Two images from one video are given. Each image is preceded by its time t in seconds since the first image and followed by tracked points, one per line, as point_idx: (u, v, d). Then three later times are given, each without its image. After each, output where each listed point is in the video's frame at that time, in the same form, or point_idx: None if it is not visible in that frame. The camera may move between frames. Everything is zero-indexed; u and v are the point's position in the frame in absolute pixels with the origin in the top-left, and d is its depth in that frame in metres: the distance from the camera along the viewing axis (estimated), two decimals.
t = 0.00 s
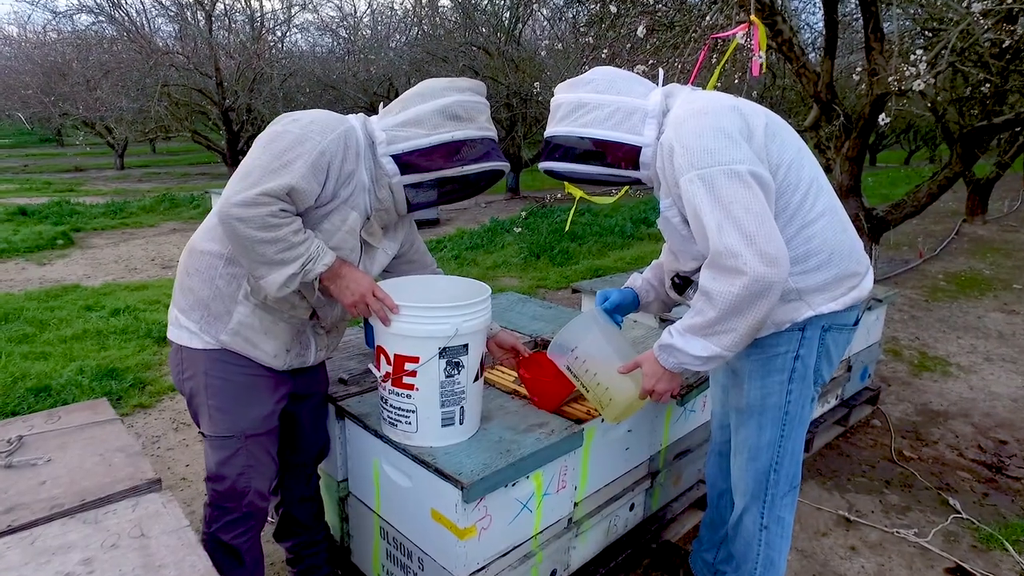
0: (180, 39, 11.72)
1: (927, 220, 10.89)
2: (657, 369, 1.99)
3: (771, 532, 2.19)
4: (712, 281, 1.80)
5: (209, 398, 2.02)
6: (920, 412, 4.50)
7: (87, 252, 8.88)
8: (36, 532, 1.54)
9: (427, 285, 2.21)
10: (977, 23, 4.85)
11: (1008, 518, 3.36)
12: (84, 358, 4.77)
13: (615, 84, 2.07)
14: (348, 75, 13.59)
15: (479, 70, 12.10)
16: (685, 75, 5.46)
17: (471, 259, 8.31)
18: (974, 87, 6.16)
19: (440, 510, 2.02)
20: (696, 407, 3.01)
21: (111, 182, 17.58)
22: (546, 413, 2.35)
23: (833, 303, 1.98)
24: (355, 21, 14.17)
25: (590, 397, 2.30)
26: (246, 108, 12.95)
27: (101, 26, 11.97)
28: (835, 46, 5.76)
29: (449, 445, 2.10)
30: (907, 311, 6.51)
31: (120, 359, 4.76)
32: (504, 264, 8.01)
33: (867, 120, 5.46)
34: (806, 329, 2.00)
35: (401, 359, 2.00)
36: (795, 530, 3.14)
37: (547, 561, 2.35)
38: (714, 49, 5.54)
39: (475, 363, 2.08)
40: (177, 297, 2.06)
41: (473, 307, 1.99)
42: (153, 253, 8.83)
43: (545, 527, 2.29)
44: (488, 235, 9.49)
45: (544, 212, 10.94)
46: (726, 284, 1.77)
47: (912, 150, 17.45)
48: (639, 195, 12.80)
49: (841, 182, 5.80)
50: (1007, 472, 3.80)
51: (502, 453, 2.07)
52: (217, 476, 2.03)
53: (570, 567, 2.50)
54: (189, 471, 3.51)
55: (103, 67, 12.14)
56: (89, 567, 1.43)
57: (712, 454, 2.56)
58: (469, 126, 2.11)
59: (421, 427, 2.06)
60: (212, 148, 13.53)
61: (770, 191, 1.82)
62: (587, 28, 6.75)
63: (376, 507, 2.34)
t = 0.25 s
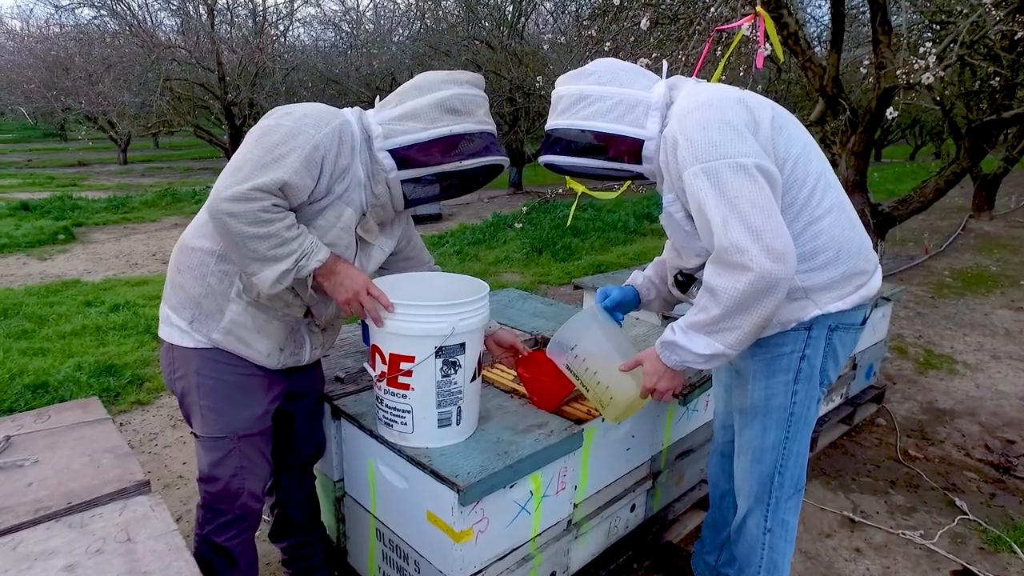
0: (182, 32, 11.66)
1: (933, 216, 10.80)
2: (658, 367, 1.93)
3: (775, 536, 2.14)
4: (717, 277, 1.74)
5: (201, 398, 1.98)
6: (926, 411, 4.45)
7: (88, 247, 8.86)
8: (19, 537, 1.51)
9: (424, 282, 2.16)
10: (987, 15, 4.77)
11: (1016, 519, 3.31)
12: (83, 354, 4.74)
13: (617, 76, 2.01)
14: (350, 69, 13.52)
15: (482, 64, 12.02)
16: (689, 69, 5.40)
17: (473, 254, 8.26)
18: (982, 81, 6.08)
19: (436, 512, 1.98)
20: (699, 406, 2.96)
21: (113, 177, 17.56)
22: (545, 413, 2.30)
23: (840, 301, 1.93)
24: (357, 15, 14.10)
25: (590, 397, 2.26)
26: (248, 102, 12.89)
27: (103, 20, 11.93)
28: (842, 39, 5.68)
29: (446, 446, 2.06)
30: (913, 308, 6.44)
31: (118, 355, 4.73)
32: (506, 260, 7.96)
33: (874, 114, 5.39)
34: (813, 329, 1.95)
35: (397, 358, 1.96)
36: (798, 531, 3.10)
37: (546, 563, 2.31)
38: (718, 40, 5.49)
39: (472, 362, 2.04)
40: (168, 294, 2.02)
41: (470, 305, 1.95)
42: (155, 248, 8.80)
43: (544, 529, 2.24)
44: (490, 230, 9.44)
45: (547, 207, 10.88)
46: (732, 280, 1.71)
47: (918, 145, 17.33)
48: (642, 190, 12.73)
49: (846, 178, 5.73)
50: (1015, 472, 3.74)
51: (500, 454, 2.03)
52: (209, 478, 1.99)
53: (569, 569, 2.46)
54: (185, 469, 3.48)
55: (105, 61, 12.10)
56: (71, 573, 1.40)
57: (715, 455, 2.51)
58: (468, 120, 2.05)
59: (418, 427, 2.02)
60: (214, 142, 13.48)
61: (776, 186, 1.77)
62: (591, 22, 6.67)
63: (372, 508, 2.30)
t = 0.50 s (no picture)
0: (181, 27, 11.60)
1: (937, 212, 10.73)
2: (658, 365, 1.89)
3: (776, 538, 2.11)
4: (718, 274, 1.70)
5: (192, 398, 1.95)
6: (929, 409, 4.41)
7: (87, 243, 8.83)
8: (7, 540, 1.73)
9: (419, 280, 2.13)
10: (993, 9, 4.71)
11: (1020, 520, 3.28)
12: (80, 351, 4.71)
13: (617, 70, 1.97)
14: (350, 64, 13.45)
15: (484, 59, 11.96)
16: (691, 63, 5.34)
17: (473, 250, 8.22)
18: (988, 75, 6.02)
19: (430, 515, 1.95)
20: (699, 405, 2.93)
21: (114, 172, 17.53)
22: (542, 413, 2.27)
23: (844, 300, 1.88)
24: (358, 9, 14.03)
25: (588, 396, 2.22)
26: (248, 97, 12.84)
27: (103, 15, 11.87)
28: (845, 33, 5.62)
29: (441, 447, 2.03)
30: (916, 305, 6.40)
31: (115, 352, 4.70)
32: (507, 256, 7.92)
33: (878, 109, 5.34)
34: (816, 329, 1.90)
35: (390, 358, 1.93)
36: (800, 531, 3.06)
37: (543, 565, 2.28)
38: (720, 35, 5.46)
39: (468, 362, 2.00)
40: (158, 292, 1.98)
41: (465, 304, 1.91)
42: (154, 244, 8.77)
43: (541, 531, 2.21)
44: (491, 226, 9.39)
45: (548, 203, 10.83)
46: (733, 277, 1.67)
47: (921, 141, 17.23)
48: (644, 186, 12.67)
49: (849, 174, 5.68)
50: (1019, 472, 3.71)
51: (496, 456, 1.99)
52: (200, 479, 1.96)
53: (567, 571, 2.43)
54: (181, 467, 3.46)
55: (105, 56, 12.05)
56: None
57: (715, 455, 2.47)
58: (464, 116, 2.02)
59: (412, 428, 1.99)
60: (214, 137, 13.44)
61: (779, 181, 1.72)
62: (592, 16, 6.62)
63: (367, 509, 2.27)
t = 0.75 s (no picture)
0: (180, 22, 11.54)
1: (939, 208, 10.68)
2: (656, 363, 1.86)
3: (776, 540, 2.08)
4: (718, 271, 1.67)
5: (182, 398, 1.92)
6: (931, 407, 4.37)
7: (86, 239, 8.80)
8: None
9: (414, 277, 2.09)
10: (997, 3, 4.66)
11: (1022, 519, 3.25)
12: (75, 348, 4.68)
13: (616, 63, 1.93)
14: (350, 59, 13.40)
15: (484, 54, 11.90)
16: (691, 58, 5.29)
17: (472, 246, 8.19)
18: (992, 70, 5.96)
19: (424, 516, 1.92)
20: (698, 403, 2.89)
21: (113, 168, 17.50)
22: (539, 412, 2.23)
23: (846, 299, 1.84)
24: (357, 4, 13.96)
25: (585, 395, 2.19)
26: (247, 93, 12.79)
27: (101, 9, 11.82)
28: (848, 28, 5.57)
29: (435, 447, 2.00)
30: (918, 301, 6.36)
31: (111, 349, 4.67)
32: (506, 252, 7.88)
33: (880, 105, 5.29)
34: (818, 327, 1.87)
35: (383, 357, 1.89)
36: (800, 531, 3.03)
37: (539, 566, 2.25)
38: (721, 28, 5.41)
39: (462, 361, 1.97)
40: (147, 291, 1.94)
41: (460, 302, 1.88)
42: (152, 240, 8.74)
43: (537, 532, 2.18)
44: (491, 222, 9.35)
45: (548, 199, 10.79)
46: (733, 274, 1.64)
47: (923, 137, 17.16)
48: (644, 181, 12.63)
49: (851, 169, 5.63)
50: (1021, 471, 3.67)
51: (491, 456, 1.96)
52: (191, 480, 1.93)
53: (564, 571, 2.40)
54: (177, 465, 3.44)
55: (104, 51, 12.03)
56: None
57: (714, 455, 2.44)
58: (460, 112, 1.98)
59: (406, 428, 1.95)
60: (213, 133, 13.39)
61: (781, 177, 1.68)
62: (592, 10, 6.57)
63: (361, 509, 2.24)
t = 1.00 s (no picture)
0: (178, 16, 11.48)
1: (940, 204, 10.63)
2: (652, 359, 1.84)
3: (774, 540, 2.05)
4: (718, 266, 1.64)
5: (171, 397, 1.89)
6: (932, 404, 4.35)
7: (83, 234, 8.77)
8: None
9: (408, 274, 2.06)
10: None
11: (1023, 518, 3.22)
12: (71, 344, 4.66)
13: (614, 55, 1.90)
14: (349, 54, 13.34)
15: (483, 48, 11.85)
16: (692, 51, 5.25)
17: (471, 242, 8.15)
18: (995, 65, 5.91)
19: (418, 516, 1.89)
20: (697, 401, 2.86)
21: (112, 163, 17.45)
22: (534, 410, 2.21)
23: (848, 295, 1.81)
24: None
25: (580, 392, 2.16)
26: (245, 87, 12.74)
27: (99, 3, 11.76)
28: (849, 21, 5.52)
29: (429, 446, 1.97)
30: (919, 298, 6.32)
31: (107, 345, 4.65)
32: (505, 248, 7.85)
33: (881, 99, 5.24)
34: (819, 324, 1.83)
35: (376, 355, 1.86)
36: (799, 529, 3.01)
37: (535, 566, 2.22)
38: (721, 22, 5.45)
39: (456, 359, 1.94)
40: (136, 288, 1.91)
41: (454, 299, 1.85)
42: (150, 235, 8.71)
43: (532, 532, 2.15)
44: (490, 218, 9.32)
45: (547, 194, 10.75)
46: (732, 269, 1.61)
47: (924, 133, 17.10)
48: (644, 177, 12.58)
49: (852, 164, 5.59)
50: (1022, 468, 3.65)
51: (485, 456, 1.93)
52: (181, 480, 1.90)
53: (560, 571, 2.38)
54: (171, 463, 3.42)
55: (102, 45, 11.98)
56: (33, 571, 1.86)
57: (713, 453, 2.41)
58: (455, 106, 1.95)
59: (399, 427, 1.93)
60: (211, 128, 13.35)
61: (781, 170, 1.65)
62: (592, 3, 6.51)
63: (355, 508, 2.21)
